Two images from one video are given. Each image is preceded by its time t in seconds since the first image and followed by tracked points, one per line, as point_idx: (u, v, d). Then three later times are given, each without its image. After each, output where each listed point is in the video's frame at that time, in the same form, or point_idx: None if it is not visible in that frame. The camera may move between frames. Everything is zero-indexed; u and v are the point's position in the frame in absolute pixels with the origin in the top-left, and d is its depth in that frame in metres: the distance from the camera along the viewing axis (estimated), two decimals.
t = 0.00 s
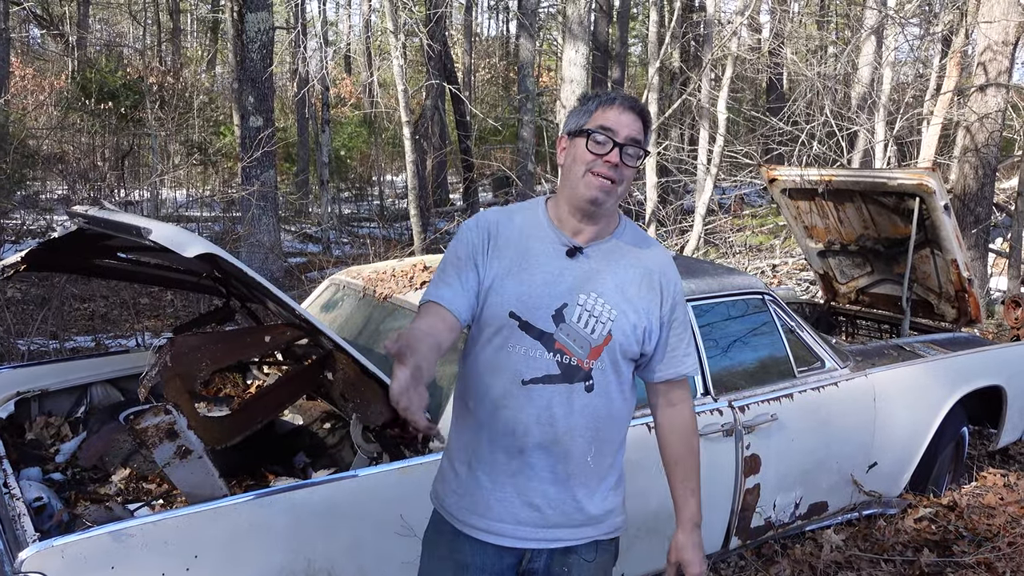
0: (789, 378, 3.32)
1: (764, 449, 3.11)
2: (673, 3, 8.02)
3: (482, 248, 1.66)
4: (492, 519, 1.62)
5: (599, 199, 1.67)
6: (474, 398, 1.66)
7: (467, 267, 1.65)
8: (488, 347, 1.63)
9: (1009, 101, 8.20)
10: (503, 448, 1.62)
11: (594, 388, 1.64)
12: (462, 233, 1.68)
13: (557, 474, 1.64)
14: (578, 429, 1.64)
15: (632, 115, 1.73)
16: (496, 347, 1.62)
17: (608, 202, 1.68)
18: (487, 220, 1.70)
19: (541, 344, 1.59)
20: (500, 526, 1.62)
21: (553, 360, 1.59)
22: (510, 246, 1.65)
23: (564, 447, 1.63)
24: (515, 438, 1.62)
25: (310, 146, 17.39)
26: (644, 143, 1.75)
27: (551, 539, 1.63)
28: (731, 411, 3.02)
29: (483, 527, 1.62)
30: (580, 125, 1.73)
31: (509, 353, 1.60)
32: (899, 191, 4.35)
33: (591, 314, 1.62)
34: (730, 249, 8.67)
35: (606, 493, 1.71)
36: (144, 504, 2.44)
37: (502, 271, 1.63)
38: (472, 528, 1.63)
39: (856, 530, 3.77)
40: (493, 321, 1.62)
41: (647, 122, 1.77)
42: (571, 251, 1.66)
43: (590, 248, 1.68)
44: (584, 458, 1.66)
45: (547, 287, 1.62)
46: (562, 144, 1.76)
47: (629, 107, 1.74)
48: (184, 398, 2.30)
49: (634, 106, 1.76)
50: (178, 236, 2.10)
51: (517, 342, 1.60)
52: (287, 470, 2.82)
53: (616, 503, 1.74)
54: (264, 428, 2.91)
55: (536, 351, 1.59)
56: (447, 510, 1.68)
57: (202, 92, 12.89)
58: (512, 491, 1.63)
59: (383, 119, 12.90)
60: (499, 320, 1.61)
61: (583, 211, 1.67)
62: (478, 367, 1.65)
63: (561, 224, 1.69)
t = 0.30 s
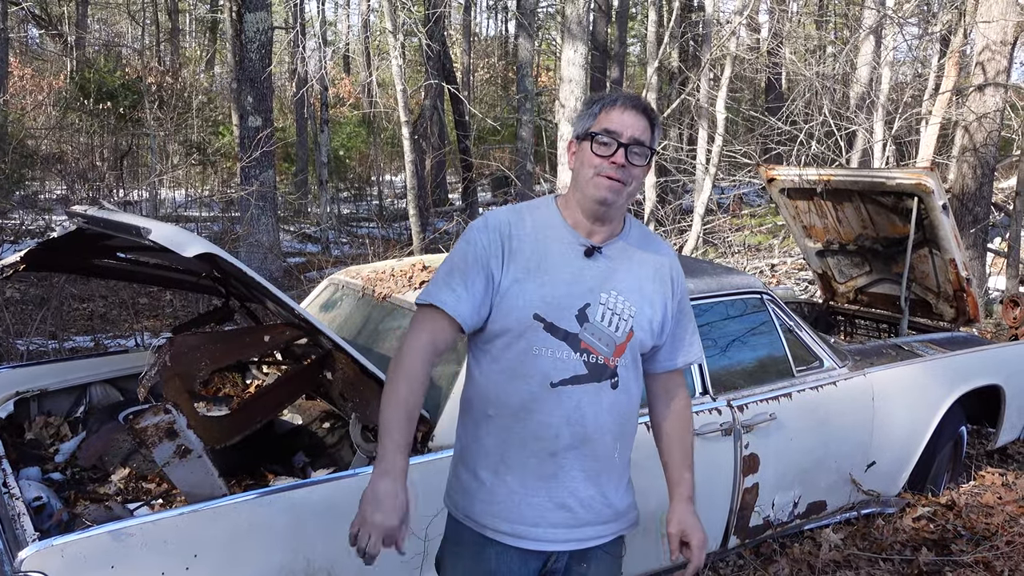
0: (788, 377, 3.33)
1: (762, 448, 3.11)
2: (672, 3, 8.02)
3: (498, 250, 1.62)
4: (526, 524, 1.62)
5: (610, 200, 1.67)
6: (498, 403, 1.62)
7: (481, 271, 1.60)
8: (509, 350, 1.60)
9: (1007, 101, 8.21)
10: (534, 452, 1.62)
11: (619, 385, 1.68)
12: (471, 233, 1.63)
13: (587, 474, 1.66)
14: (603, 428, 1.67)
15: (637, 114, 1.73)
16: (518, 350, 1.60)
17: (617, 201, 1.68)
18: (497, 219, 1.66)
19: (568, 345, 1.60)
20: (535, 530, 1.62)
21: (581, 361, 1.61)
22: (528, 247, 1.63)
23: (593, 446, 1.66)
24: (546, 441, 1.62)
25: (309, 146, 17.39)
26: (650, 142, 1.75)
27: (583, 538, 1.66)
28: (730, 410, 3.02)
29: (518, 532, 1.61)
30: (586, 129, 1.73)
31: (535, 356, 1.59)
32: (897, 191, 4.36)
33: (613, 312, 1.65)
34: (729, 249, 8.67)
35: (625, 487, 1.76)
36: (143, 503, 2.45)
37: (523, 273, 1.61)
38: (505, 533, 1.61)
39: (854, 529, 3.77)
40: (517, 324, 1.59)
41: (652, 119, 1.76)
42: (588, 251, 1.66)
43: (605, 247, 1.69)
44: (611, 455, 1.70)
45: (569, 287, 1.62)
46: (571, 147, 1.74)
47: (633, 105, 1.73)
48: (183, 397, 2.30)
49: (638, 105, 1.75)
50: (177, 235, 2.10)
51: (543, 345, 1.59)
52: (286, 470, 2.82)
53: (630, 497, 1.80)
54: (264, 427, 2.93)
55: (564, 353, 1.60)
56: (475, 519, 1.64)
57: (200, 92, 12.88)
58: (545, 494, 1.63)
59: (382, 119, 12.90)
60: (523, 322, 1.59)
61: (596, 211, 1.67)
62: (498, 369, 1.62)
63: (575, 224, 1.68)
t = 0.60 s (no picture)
0: (786, 376, 3.34)
1: (760, 446, 3.12)
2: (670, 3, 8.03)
3: (488, 252, 1.69)
4: (515, 520, 1.65)
5: (597, 203, 1.67)
6: (492, 403, 1.69)
7: (473, 273, 1.70)
8: (500, 350, 1.67)
9: (1005, 100, 8.22)
10: (519, 452, 1.65)
11: (608, 388, 1.66)
12: (467, 235, 1.72)
13: (575, 475, 1.66)
14: (593, 430, 1.66)
15: (625, 114, 1.71)
16: (507, 350, 1.66)
17: (607, 204, 1.68)
18: (490, 220, 1.73)
19: (553, 348, 1.62)
20: (523, 526, 1.64)
21: (565, 364, 1.62)
22: (517, 249, 1.67)
23: (582, 448, 1.65)
24: (532, 442, 1.64)
25: (308, 146, 17.40)
26: (642, 141, 1.72)
27: (574, 537, 1.66)
28: (727, 409, 3.04)
29: (504, 527, 1.65)
30: (574, 132, 1.72)
31: (521, 358, 1.63)
32: (895, 190, 4.37)
33: (601, 314, 1.64)
34: (727, 249, 8.68)
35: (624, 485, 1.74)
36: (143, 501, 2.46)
37: (511, 276, 1.66)
38: (495, 528, 1.66)
39: (851, 527, 3.79)
40: (505, 325, 1.65)
41: (645, 116, 1.74)
42: (578, 252, 1.67)
43: (597, 248, 1.69)
44: (602, 456, 1.68)
45: (556, 289, 1.63)
46: (563, 149, 1.75)
47: (620, 104, 1.72)
48: (182, 396, 2.29)
49: (629, 103, 1.72)
50: (177, 235, 2.11)
51: (528, 346, 1.63)
52: (286, 469, 2.84)
53: (631, 496, 1.79)
54: (264, 426, 2.94)
55: (549, 355, 1.62)
56: (469, 511, 1.70)
57: (199, 92, 12.87)
58: (532, 493, 1.65)
59: (380, 118, 12.90)
60: (509, 324, 1.65)
61: (585, 214, 1.68)
62: (490, 368, 1.69)
63: (566, 225, 1.70)
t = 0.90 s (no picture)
0: (783, 375, 3.35)
1: (758, 445, 3.13)
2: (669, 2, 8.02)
3: (481, 256, 1.73)
4: (511, 516, 1.67)
5: (580, 202, 1.67)
6: (488, 401, 1.72)
7: (467, 275, 1.74)
8: (492, 351, 1.70)
9: (1002, 100, 8.24)
10: (512, 449, 1.68)
11: (597, 386, 1.64)
12: (463, 239, 1.77)
13: (568, 471, 1.65)
14: (584, 428, 1.64)
15: (599, 108, 1.69)
16: (498, 351, 1.69)
17: (590, 202, 1.68)
18: (485, 224, 1.76)
19: (540, 347, 1.63)
20: (519, 521, 1.66)
21: (553, 363, 1.63)
22: (507, 252, 1.71)
23: (574, 445, 1.65)
24: (523, 439, 1.66)
25: (306, 145, 17.42)
26: (619, 133, 1.70)
27: (571, 533, 1.65)
28: (726, 408, 3.04)
29: (500, 522, 1.67)
30: (552, 134, 1.72)
31: (511, 357, 1.66)
32: (892, 189, 4.39)
33: (587, 314, 1.63)
34: (725, 248, 8.68)
35: (624, 481, 1.70)
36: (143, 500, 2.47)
37: (500, 278, 1.69)
38: (493, 521, 1.69)
39: (849, 525, 3.80)
40: (496, 326, 1.68)
41: (621, 108, 1.71)
42: (564, 252, 1.67)
43: (583, 247, 1.68)
44: (594, 454, 1.66)
45: (543, 289, 1.65)
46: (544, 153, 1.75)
47: (596, 100, 1.71)
48: (182, 395, 2.31)
49: (602, 97, 1.71)
50: (176, 234, 2.11)
51: (516, 346, 1.65)
52: (285, 467, 2.85)
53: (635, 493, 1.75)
54: (264, 425, 2.95)
55: (536, 354, 1.64)
56: (471, 504, 1.74)
57: (197, 92, 12.87)
58: (526, 488, 1.67)
59: (379, 117, 12.90)
60: (499, 324, 1.68)
61: (569, 214, 1.68)
62: (484, 369, 1.73)
63: (554, 226, 1.71)
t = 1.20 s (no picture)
0: (781, 374, 3.36)
1: (756, 444, 3.14)
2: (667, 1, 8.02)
3: (484, 251, 1.75)
4: (517, 506, 1.66)
5: (573, 186, 1.73)
6: (488, 394, 1.73)
7: (470, 270, 1.76)
8: (496, 341, 1.71)
9: (1000, 99, 8.26)
10: (519, 436, 1.67)
11: (603, 368, 1.65)
12: (464, 237, 1.78)
13: (575, 456, 1.65)
14: (590, 411, 1.65)
15: (584, 95, 1.76)
16: (503, 340, 1.69)
17: (584, 185, 1.74)
18: (485, 223, 1.79)
19: (545, 331, 1.64)
20: (528, 513, 1.65)
21: (558, 347, 1.64)
22: (509, 245, 1.73)
23: (580, 429, 1.65)
24: (530, 425, 1.66)
25: (305, 145, 17.40)
26: (606, 116, 1.76)
27: (577, 524, 1.65)
28: (723, 406, 3.05)
29: (504, 514, 1.66)
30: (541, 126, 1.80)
31: (516, 343, 1.67)
32: (890, 188, 4.40)
33: (591, 297, 1.65)
34: (723, 247, 8.69)
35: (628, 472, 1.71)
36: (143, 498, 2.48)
37: (504, 268, 1.71)
38: (497, 515, 1.67)
39: (847, 524, 3.81)
40: (501, 315, 1.70)
41: (608, 98, 1.79)
42: (564, 240, 1.70)
43: (583, 234, 1.72)
44: (599, 439, 1.67)
45: (547, 276, 1.67)
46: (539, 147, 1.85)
47: (581, 89, 1.77)
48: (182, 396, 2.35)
49: (587, 88, 1.79)
50: (176, 234, 2.12)
51: (522, 331, 1.66)
52: (284, 466, 2.86)
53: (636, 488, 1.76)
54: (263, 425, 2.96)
55: (541, 338, 1.65)
56: (473, 505, 1.72)
57: (195, 91, 12.84)
58: (533, 477, 1.66)
59: (377, 117, 12.90)
60: (504, 312, 1.69)
61: (566, 202, 1.74)
62: (488, 362, 1.72)
63: (554, 217, 1.76)
